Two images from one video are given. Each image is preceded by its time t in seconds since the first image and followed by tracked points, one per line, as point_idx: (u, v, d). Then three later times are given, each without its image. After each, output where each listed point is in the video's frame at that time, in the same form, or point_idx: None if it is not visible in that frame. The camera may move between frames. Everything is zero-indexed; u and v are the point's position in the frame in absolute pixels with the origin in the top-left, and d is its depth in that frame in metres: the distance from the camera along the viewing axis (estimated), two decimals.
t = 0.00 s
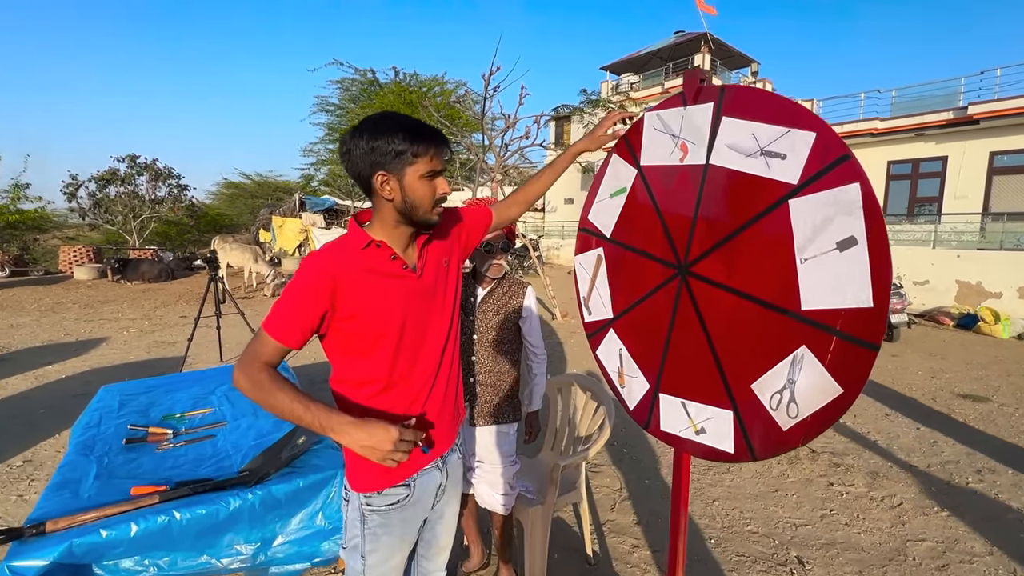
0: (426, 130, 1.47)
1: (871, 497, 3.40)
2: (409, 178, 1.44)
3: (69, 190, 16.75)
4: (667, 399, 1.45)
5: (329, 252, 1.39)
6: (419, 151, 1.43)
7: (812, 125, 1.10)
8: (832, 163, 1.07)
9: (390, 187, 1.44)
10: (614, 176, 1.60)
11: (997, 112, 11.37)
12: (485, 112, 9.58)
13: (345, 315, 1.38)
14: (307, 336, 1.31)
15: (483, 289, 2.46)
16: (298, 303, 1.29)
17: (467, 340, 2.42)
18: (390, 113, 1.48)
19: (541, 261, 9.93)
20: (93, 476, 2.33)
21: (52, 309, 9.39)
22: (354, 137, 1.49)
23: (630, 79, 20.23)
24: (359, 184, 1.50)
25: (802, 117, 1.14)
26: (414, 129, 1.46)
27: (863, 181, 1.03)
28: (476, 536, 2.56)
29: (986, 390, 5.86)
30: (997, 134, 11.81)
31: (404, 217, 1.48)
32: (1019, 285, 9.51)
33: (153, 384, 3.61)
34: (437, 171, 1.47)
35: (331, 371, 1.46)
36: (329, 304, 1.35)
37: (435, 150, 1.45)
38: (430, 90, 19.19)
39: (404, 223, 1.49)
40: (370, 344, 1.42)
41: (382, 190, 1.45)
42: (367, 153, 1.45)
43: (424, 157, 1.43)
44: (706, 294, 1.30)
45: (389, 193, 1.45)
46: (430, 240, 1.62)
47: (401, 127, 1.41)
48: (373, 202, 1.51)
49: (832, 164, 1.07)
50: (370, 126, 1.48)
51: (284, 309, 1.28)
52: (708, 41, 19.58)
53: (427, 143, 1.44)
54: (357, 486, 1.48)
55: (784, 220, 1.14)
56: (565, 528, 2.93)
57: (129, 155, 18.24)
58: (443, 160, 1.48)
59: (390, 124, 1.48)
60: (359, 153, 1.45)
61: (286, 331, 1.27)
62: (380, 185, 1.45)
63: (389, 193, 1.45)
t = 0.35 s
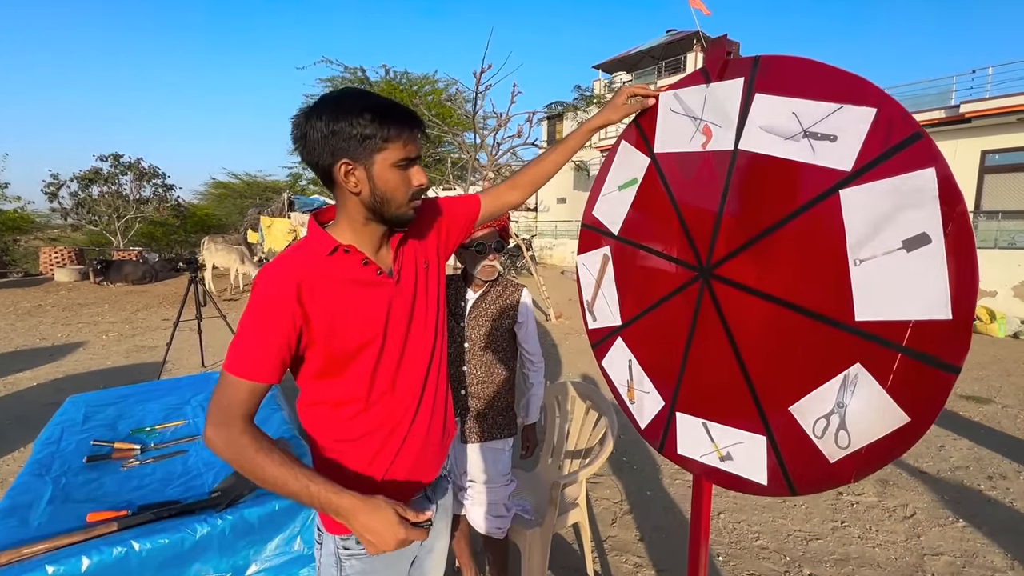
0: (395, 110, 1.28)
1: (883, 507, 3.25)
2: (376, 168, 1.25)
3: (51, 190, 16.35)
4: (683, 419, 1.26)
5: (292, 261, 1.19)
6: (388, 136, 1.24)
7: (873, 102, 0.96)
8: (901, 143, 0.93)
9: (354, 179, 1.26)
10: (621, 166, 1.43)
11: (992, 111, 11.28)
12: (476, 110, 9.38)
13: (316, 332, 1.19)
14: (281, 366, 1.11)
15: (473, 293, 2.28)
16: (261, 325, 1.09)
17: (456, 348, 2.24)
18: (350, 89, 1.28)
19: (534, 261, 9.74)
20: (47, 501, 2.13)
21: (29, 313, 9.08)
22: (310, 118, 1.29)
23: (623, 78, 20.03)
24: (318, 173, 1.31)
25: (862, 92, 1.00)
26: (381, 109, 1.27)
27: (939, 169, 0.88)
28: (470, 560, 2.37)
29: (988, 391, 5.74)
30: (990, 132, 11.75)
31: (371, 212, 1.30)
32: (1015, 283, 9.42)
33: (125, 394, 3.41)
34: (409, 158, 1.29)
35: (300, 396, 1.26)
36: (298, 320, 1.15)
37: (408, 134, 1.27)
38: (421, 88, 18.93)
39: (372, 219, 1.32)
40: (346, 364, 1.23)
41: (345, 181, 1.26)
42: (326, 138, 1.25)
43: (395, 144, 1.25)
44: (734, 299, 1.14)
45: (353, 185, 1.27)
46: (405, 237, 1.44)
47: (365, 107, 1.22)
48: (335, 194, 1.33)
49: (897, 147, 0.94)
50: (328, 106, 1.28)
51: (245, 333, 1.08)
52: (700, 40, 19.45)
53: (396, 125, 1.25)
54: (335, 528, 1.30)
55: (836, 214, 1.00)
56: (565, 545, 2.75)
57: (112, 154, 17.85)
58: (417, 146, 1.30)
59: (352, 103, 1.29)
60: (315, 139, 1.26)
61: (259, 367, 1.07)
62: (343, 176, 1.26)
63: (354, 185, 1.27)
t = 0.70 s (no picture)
0: (346, 90, 1.18)
1: (881, 510, 3.18)
2: (339, 158, 1.16)
3: (28, 189, 15.97)
4: (689, 430, 1.17)
5: (248, 273, 1.09)
6: (344, 119, 1.14)
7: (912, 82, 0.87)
8: (947, 132, 0.84)
9: (315, 174, 1.16)
10: (623, 159, 1.34)
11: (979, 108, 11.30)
12: (465, 108, 9.23)
13: (278, 351, 1.09)
14: (236, 391, 1.04)
15: (461, 296, 2.17)
16: (212, 347, 1.01)
17: (443, 355, 2.13)
18: (291, 75, 1.18)
19: (525, 261, 9.62)
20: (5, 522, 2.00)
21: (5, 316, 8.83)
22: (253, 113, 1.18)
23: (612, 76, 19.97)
24: (273, 174, 1.21)
25: (898, 76, 0.90)
26: (330, 91, 1.16)
27: (989, 162, 0.79)
28: None
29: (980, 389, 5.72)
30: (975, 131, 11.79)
31: (340, 208, 1.21)
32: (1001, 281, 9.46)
33: (98, 402, 3.27)
34: (373, 142, 1.19)
35: (266, 416, 1.17)
36: (255, 339, 1.05)
37: (366, 114, 1.17)
38: (409, 86, 18.72)
39: (342, 216, 1.22)
40: (314, 383, 1.12)
41: (304, 178, 1.16)
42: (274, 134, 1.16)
43: (354, 127, 1.15)
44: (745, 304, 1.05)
45: (314, 181, 1.17)
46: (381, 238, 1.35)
47: (313, 90, 1.11)
48: (296, 194, 1.23)
49: (937, 139, 0.85)
50: (270, 96, 1.17)
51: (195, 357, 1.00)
52: (688, 38, 19.42)
53: (352, 107, 1.16)
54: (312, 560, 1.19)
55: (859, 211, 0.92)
56: (559, 556, 2.66)
57: (92, 153, 17.49)
58: (379, 127, 1.20)
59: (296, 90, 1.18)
60: (262, 137, 1.15)
61: (212, 396, 1.01)
62: (300, 173, 1.16)
63: (314, 181, 1.17)
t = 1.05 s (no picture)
0: (340, 77, 1.17)
1: (869, 504, 3.22)
2: (335, 147, 1.15)
3: (7, 186, 15.62)
4: (694, 429, 1.16)
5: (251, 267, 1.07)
6: (340, 107, 1.13)
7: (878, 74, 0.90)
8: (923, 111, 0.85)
9: (312, 165, 1.15)
10: (611, 163, 1.34)
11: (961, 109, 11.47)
12: (455, 106, 9.19)
13: (281, 347, 1.07)
14: (241, 389, 1.02)
15: (454, 293, 2.15)
16: (217, 344, 0.99)
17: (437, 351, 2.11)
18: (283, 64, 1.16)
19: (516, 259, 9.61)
20: None
21: None
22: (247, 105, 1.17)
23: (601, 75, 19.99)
24: (269, 167, 1.20)
25: (877, 61, 0.92)
26: (323, 78, 1.15)
27: (970, 136, 0.80)
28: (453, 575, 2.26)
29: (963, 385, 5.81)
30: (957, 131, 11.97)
31: (339, 198, 1.20)
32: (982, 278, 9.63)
33: (82, 402, 3.21)
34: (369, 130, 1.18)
35: (265, 414, 1.15)
36: (259, 335, 1.04)
37: (361, 101, 1.16)
38: (398, 83, 18.61)
39: (341, 207, 1.21)
40: (316, 379, 1.11)
41: (301, 169, 1.15)
42: (269, 124, 1.14)
43: (349, 116, 1.14)
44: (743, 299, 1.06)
45: (312, 171, 1.16)
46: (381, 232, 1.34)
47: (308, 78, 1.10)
48: (295, 186, 1.22)
49: (915, 118, 0.86)
50: (263, 86, 1.16)
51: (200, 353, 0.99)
52: (678, 38, 19.48)
53: (346, 94, 1.14)
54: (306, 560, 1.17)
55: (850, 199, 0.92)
56: (553, 553, 2.66)
57: (74, 149, 17.17)
58: (374, 114, 1.19)
59: (289, 79, 1.16)
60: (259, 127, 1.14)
61: (216, 394, 0.99)
62: (298, 164, 1.15)
63: (312, 172, 1.16)
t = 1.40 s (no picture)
0: (361, 79, 1.21)
1: (852, 496, 3.31)
2: (356, 147, 1.18)
3: None
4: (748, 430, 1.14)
5: (281, 256, 1.08)
6: (361, 107, 1.17)
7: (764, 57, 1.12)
8: (810, 60, 1.06)
9: (335, 163, 1.20)
10: (582, 227, 1.51)
11: (944, 112, 11.64)
12: (447, 103, 9.19)
13: (308, 337, 1.09)
14: (272, 372, 1.02)
15: (450, 291, 2.17)
16: (254, 330, 0.99)
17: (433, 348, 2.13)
18: (309, 70, 1.20)
19: (507, 257, 9.64)
20: None
21: None
22: (276, 111, 1.22)
23: (593, 73, 20.02)
24: (296, 166, 1.24)
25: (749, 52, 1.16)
26: (344, 80, 1.19)
27: (852, 64, 1.00)
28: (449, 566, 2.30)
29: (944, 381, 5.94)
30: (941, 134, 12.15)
31: (361, 194, 1.23)
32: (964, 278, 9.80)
33: (75, 398, 3.21)
34: (388, 130, 1.22)
35: (282, 403, 1.15)
36: (291, 321, 1.05)
37: (381, 102, 1.20)
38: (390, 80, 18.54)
39: (363, 204, 1.25)
40: (339, 369, 1.13)
41: (325, 168, 1.20)
42: (297, 126, 1.19)
43: (370, 115, 1.18)
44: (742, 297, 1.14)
45: (335, 169, 1.20)
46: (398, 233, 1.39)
47: (330, 81, 1.14)
48: (319, 184, 1.27)
49: (805, 69, 1.06)
50: (291, 91, 1.21)
51: (235, 336, 0.98)
52: (669, 37, 19.56)
53: (367, 95, 1.18)
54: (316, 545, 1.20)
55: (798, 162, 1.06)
56: (546, 545, 2.71)
57: (59, 143, 16.94)
58: (394, 115, 1.23)
59: (314, 84, 1.20)
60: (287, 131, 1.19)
61: (248, 377, 0.98)
62: (322, 163, 1.19)
63: (335, 171, 1.20)
